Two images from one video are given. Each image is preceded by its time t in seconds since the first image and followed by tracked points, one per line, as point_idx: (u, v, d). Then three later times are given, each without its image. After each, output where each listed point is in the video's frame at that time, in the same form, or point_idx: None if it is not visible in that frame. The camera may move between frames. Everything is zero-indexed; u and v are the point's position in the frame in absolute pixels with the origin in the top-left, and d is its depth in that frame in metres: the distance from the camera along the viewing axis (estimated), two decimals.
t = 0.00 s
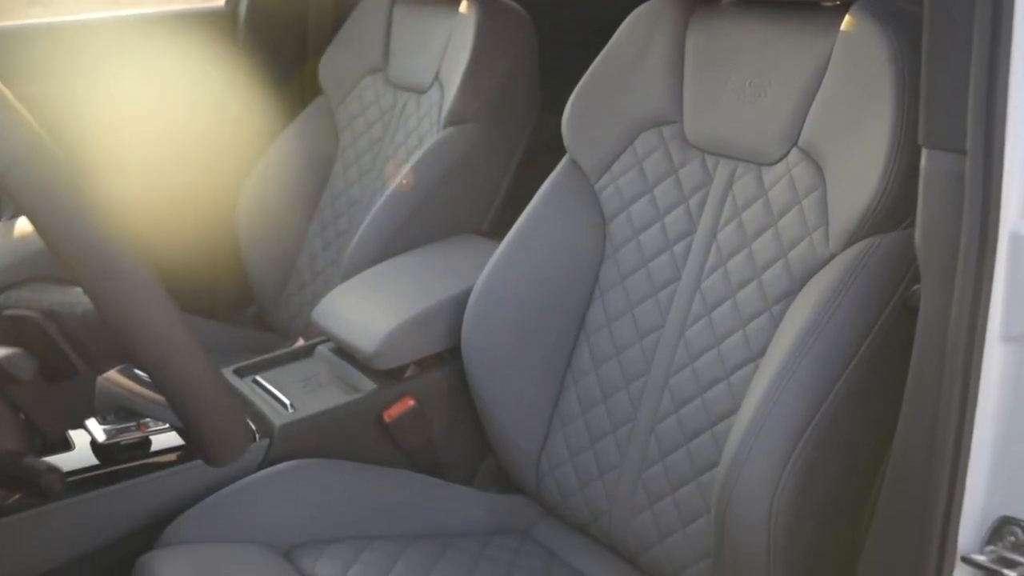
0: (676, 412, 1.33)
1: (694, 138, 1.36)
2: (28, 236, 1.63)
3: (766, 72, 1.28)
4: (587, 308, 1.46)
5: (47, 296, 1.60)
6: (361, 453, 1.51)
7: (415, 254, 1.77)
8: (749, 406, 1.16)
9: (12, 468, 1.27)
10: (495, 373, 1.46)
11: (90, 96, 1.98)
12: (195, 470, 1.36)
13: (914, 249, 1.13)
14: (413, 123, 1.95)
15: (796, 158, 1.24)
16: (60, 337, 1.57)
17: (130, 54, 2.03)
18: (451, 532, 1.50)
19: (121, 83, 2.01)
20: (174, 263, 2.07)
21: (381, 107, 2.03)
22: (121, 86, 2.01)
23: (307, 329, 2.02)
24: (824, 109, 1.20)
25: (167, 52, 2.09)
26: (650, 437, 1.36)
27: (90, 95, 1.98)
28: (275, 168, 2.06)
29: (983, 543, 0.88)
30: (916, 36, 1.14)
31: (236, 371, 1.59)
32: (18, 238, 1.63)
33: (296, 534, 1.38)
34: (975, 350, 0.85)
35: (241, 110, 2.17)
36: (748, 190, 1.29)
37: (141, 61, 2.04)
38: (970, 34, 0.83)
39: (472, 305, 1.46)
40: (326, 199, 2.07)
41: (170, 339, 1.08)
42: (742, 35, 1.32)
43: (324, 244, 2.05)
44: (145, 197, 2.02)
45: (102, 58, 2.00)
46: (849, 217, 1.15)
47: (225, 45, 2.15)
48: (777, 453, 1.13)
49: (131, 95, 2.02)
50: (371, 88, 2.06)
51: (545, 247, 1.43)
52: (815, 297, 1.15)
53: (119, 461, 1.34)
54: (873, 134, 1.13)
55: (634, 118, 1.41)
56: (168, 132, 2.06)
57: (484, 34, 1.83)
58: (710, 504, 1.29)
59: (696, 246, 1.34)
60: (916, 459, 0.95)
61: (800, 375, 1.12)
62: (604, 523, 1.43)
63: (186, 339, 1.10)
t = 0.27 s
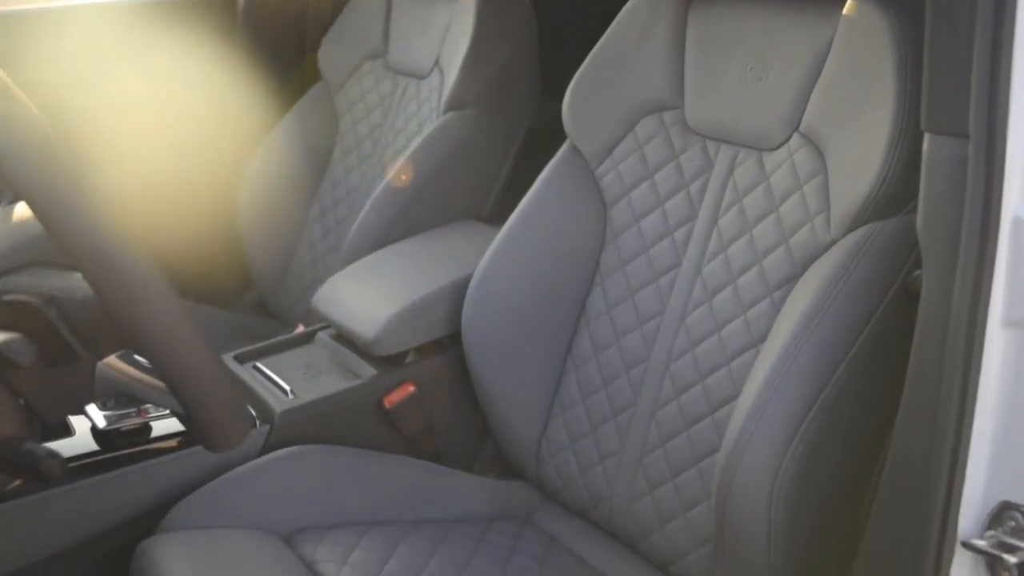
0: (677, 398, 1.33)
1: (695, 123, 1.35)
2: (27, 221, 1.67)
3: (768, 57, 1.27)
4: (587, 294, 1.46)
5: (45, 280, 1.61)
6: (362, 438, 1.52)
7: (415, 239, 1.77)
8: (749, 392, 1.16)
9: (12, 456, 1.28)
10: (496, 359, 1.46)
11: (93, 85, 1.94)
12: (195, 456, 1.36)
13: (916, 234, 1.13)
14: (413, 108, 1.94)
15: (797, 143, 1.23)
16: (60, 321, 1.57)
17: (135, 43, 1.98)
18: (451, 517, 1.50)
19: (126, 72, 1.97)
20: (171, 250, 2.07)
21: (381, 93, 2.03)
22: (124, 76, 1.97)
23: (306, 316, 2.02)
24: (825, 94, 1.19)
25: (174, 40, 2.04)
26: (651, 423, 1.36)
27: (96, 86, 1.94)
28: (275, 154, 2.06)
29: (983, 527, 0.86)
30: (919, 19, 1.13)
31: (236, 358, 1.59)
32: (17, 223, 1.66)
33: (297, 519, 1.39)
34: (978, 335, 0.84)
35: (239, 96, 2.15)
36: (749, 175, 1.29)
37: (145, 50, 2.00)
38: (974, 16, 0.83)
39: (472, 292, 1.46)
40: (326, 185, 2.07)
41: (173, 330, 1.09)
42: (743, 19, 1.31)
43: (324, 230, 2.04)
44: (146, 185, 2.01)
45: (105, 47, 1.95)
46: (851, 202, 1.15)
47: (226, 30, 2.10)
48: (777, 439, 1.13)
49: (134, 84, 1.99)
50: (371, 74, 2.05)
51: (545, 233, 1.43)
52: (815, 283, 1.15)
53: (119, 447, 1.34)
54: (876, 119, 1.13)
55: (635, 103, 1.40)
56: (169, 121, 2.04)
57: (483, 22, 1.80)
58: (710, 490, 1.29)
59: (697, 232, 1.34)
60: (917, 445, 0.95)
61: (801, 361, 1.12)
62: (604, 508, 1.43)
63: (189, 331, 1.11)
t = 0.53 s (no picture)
0: (678, 385, 1.33)
1: (696, 110, 1.35)
2: (26, 208, 1.67)
3: (770, 43, 1.26)
4: (588, 280, 1.46)
5: (42, 268, 1.60)
6: (362, 426, 1.52)
7: (415, 226, 1.77)
8: (750, 379, 1.16)
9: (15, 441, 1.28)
10: (497, 346, 1.46)
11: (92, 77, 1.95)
12: (196, 443, 1.37)
13: (918, 220, 1.12)
14: (413, 95, 1.94)
15: (799, 130, 1.23)
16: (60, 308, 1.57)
17: (132, 33, 1.99)
18: (452, 504, 1.50)
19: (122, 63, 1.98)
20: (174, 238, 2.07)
21: (381, 80, 2.02)
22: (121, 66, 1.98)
23: (307, 303, 2.02)
24: (827, 81, 1.19)
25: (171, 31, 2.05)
26: (651, 410, 1.36)
27: (92, 76, 1.95)
28: (275, 141, 2.05)
29: (983, 514, 0.84)
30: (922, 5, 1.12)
31: (236, 344, 1.59)
32: (17, 210, 1.65)
33: (298, 507, 1.39)
34: (980, 321, 0.82)
35: (239, 84, 2.14)
36: (751, 162, 1.29)
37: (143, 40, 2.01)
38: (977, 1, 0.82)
39: (472, 279, 1.46)
40: (326, 173, 2.07)
41: (174, 321, 1.08)
42: (745, 5, 1.30)
43: (325, 217, 2.04)
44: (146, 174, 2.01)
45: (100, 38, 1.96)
46: (852, 189, 1.15)
47: (224, 19, 2.09)
48: (778, 426, 1.13)
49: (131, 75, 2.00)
50: (372, 61, 2.05)
51: (545, 220, 1.43)
52: (817, 270, 1.14)
53: (122, 434, 1.35)
54: (878, 106, 1.12)
55: (636, 90, 1.40)
56: (169, 110, 2.04)
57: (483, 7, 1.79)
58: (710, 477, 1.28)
59: (698, 219, 1.33)
60: (917, 433, 0.95)
61: (802, 347, 1.12)
62: (605, 496, 1.43)
63: (191, 321, 1.11)
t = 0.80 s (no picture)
0: (677, 370, 1.33)
1: (696, 95, 1.35)
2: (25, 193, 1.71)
3: (770, 27, 1.26)
4: (587, 266, 1.46)
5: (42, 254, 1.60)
6: (363, 411, 1.52)
7: (415, 212, 1.77)
8: (749, 364, 1.16)
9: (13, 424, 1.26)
10: (497, 332, 1.46)
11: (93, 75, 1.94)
12: (195, 428, 1.39)
13: (918, 205, 1.12)
14: (412, 79, 1.93)
15: (799, 115, 1.22)
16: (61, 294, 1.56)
17: (131, 20, 1.97)
18: (452, 489, 1.51)
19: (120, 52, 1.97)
20: (173, 224, 2.05)
21: (380, 65, 2.02)
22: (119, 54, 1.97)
23: (306, 289, 2.02)
24: (827, 66, 1.18)
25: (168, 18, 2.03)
26: (651, 395, 1.36)
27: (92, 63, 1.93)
28: (274, 126, 2.05)
29: (982, 499, 0.84)
30: None
31: (236, 330, 1.60)
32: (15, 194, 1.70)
33: (299, 491, 1.39)
34: (979, 305, 0.82)
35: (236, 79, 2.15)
36: (750, 147, 1.28)
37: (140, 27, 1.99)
38: None
39: (472, 264, 1.46)
40: (326, 158, 2.07)
41: (174, 309, 1.09)
42: None
43: (324, 203, 2.04)
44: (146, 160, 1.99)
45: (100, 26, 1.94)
46: (852, 174, 1.14)
47: (220, 6, 2.09)
48: (777, 410, 1.13)
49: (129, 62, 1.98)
50: (370, 46, 2.04)
51: (544, 205, 1.43)
52: (817, 255, 1.14)
53: (122, 419, 1.35)
54: (879, 90, 1.12)
55: (635, 74, 1.40)
56: (166, 100, 2.03)
57: None
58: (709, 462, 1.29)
59: (698, 204, 1.33)
60: (917, 416, 0.95)
61: (801, 331, 1.12)
62: (604, 481, 1.43)
63: (191, 309, 1.11)
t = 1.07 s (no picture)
0: (677, 357, 1.33)
1: (696, 81, 1.34)
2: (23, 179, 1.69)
3: (771, 13, 1.26)
4: (587, 253, 1.46)
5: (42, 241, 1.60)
6: (365, 397, 1.52)
7: (416, 198, 1.77)
8: (749, 351, 1.16)
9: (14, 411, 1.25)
10: (497, 321, 1.46)
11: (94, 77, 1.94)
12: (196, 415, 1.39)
13: (917, 191, 1.12)
14: (412, 66, 1.93)
15: (800, 101, 1.22)
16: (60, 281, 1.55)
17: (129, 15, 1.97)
18: (452, 475, 1.51)
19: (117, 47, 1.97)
20: (177, 220, 2.05)
21: (379, 51, 2.01)
22: (118, 47, 1.97)
23: (307, 276, 2.02)
24: (827, 52, 1.18)
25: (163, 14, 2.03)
26: (651, 381, 1.37)
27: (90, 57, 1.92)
28: (274, 113, 2.05)
29: (980, 484, 0.84)
30: None
31: (236, 318, 1.61)
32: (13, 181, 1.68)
33: (300, 477, 1.39)
34: (979, 291, 0.82)
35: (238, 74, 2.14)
36: (750, 133, 1.28)
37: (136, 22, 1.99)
38: None
39: (472, 250, 1.46)
40: (325, 145, 2.06)
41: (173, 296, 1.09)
42: None
43: (324, 190, 2.04)
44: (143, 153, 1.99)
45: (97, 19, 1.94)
46: (852, 160, 1.14)
47: (218, 6, 2.09)
48: (777, 396, 1.13)
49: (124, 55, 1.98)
50: (370, 32, 2.03)
51: (544, 192, 1.43)
52: (817, 242, 1.14)
53: (123, 405, 1.35)
54: (879, 76, 1.12)
55: (636, 60, 1.39)
56: (168, 100, 2.03)
57: None
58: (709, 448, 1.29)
59: (698, 191, 1.33)
60: (916, 401, 0.95)
61: (801, 316, 1.12)
62: (604, 467, 1.43)
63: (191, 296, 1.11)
